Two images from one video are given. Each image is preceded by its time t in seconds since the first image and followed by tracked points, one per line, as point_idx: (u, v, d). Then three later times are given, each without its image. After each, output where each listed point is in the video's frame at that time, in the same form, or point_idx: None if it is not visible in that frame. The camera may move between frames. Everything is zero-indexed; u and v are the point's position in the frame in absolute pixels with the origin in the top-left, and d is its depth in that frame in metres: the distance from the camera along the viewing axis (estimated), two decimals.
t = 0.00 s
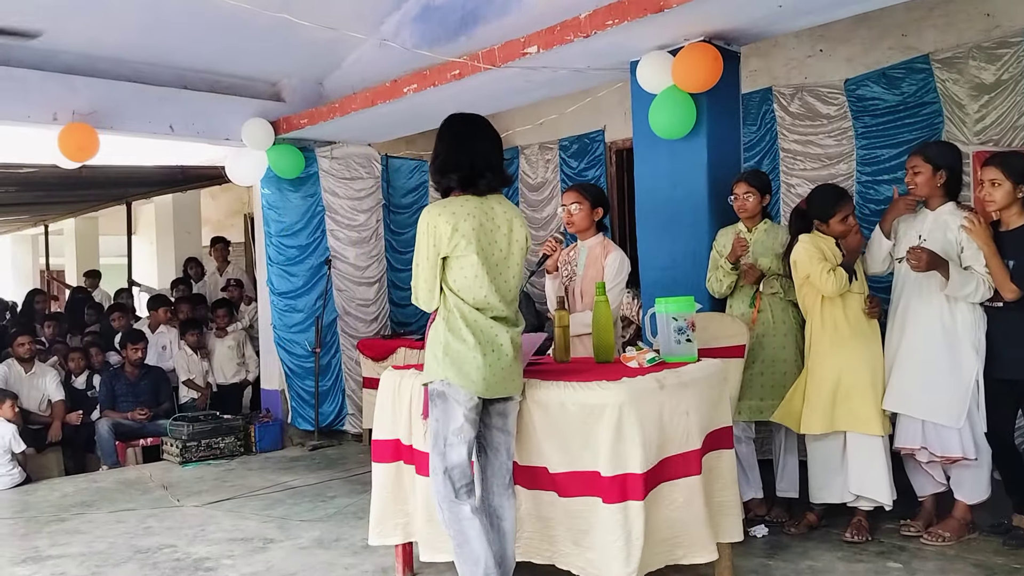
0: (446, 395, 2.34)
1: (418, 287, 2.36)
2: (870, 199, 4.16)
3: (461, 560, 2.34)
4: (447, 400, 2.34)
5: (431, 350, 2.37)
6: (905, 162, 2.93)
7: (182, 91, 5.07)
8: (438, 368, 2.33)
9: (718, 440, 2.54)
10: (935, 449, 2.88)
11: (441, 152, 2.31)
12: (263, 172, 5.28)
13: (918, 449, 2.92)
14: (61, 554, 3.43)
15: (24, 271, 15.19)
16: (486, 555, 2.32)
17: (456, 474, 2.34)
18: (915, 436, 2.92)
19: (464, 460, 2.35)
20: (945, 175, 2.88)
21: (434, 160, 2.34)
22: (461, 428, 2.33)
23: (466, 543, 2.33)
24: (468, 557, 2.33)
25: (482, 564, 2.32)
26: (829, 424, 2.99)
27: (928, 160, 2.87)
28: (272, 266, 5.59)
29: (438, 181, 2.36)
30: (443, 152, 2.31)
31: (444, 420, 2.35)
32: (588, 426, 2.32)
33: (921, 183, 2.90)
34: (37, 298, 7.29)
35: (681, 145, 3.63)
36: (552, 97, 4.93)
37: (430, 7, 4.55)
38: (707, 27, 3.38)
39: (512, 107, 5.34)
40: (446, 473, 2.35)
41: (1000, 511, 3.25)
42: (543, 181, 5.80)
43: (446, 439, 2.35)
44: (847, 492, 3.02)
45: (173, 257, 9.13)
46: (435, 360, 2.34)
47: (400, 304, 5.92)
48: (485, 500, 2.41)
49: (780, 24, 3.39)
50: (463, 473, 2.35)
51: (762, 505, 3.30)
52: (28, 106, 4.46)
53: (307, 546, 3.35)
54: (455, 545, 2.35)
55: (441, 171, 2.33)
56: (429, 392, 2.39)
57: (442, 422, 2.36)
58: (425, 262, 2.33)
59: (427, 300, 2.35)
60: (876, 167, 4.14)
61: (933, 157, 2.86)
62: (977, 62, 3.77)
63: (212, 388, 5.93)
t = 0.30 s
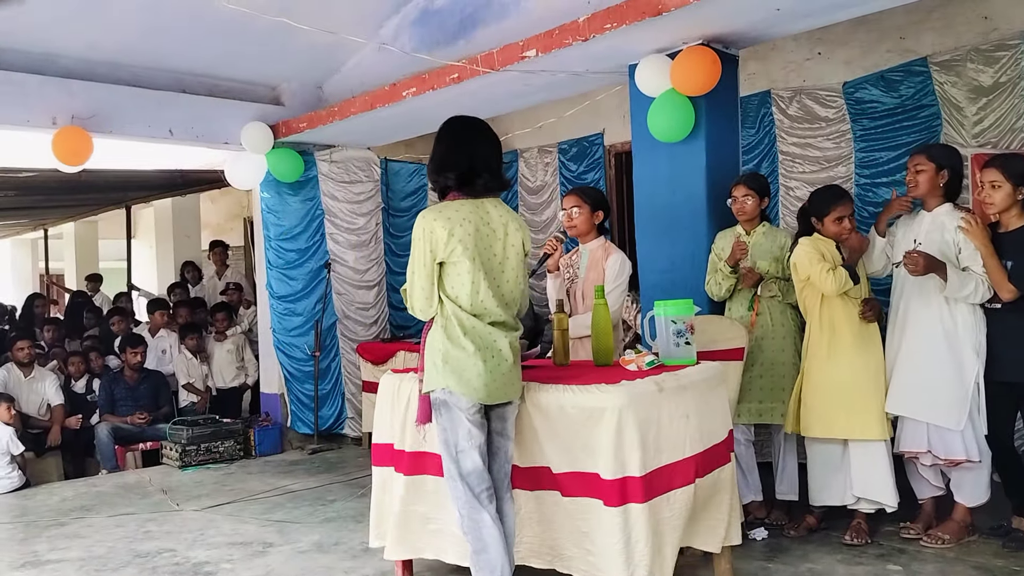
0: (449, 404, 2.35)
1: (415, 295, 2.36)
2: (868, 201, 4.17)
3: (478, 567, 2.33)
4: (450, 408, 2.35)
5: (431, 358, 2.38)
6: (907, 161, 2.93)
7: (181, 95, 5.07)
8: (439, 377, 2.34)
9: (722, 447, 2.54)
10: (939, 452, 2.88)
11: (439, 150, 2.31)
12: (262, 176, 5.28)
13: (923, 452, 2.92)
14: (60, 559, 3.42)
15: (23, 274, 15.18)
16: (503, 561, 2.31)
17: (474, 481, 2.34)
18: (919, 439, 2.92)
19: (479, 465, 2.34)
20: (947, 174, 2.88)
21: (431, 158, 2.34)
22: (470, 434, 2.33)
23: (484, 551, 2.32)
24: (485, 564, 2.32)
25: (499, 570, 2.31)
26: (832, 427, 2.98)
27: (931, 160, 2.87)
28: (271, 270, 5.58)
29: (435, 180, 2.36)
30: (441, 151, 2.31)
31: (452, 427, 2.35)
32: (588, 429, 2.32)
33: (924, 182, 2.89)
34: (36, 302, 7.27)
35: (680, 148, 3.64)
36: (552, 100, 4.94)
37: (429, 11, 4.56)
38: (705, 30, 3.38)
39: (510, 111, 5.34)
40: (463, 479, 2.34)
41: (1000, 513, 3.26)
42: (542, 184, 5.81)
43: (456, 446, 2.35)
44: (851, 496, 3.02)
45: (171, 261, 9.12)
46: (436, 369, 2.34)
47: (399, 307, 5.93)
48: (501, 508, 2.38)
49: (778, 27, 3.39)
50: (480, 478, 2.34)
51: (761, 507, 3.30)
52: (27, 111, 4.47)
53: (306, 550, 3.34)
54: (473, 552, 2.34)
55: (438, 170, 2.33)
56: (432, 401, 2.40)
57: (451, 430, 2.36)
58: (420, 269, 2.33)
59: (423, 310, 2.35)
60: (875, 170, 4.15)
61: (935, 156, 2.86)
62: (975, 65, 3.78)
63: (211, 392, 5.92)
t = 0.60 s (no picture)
0: (452, 407, 2.35)
1: (413, 299, 2.35)
2: (867, 201, 4.17)
3: (485, 570, 2.32)
4: (453, 411, 2.35)
5: (431, 362, 2.37)
6: (909, 161, 2.92)
7: (179, 96, 5.07)
8: (441, 381, 2.34)
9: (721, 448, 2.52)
10: (940, 451, 2.88)
11: (431, 148, 2.31)
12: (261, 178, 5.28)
13: (923, 451, 2.92)
14: (59, 561, 3.42)
15: (21, 276, 15.16)
16: (511, 563, 2.30)
17: (484, 483, 2.33)
18: (920, 439, 2.92)
19: (486, 468, 2.34)
20: (951, 174, 2.88)
21: (424, 156, 2.33)
22: (476, 437, 2.33)
23: (492, 553, 2.31)
24: (493, 567, 2.31)
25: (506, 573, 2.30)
26: (834, 427, 2.98)
27: (934, 160, 2.86)
28: (270, 271, 5.57)
29: (427, 177, 2.34)
30: (434, 148, 2.30)
31: (457, 429, 2.35)
32: (587, 430, 2.31)
33: (927, 183, 2.89)
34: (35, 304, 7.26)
35: (678, 148, 3.64)
36: (551, 100, 4.94)
37: (427, 11, 4.56)
38: (703, 29, 3.38)
39: (509, 111, 5.33)
40: (473, 482, 2.34)
41: (1001, 511, 3.25)
42: (541, 185, 5.80)
43: (463, 448, 2.35)
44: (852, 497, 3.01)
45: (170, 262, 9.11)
46: (437, 373, 2.34)
47: (397, 308, 5.94)
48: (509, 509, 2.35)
49: (777, 26, 3.39)
50: (489, 481, 2.33)
51: (761, 507, 3.29)
52: (26, 113, 4.47)
53: (306, 551, 3.34)
54: (482, 555, 2.32)
55: (431, 167, 2.32)
56: (436, 405, 2.39)
57: (456, 432, 2.36)
58: (418, 273, 2.32)
59: (421, 315, 2.35)
60: (874, 169, 4.14)
61: (938, 156, 2.85)
62: (974, 63, 3.77)
63: (211, 394, 5.92)
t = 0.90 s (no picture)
0: (457, 405, 2.34)
1: (419, 297, 2.34)
2: (872, 196, 4.15)
3: (490, 568, 2.32)
4: (459, 409, 2.34)
5: (437, 360, 2.37)
6: (912, 157, 2.91)
7: (182, 95, 5.07)
8: (447, 379, 2.33)
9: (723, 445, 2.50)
10: (942, 446, 2.86)
11: (435, 144, 2.30)
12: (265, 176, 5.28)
13: (923, 447, 2.91)
14: (64, 559, 3.42)
15: (27, 275, 15.20)
16: (517, 560, 2.30)
17: (490, 482, 2.32)
18: (919, 434, 2.91)
19: (492, 467, 2.33)
20: (955, 169, 2.87)
21: (427, 153, 2.32)
22: (483, 435, 2.32)
23: (498, 551, 2.31)
24: (498, 565, 2.31)
25: (511, 571, 2.30)
26: (837, 422, 2.97)
27: (936, 157, 2.85)
28: (274, 269, 5.59)
29: (431, 175, 2.34)
30: (438, 144, 2.29)
31: (463, 427, 2.34)
32: (590, 427, 2.32)
33: (931, 180, 2.88)
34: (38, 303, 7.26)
35: (681, 145, 3.63)
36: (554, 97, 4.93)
37: (429, 8, 4.55)
38: (706, 25, 3.37)
39: (512, 108, 5.33)
40: (479, 479, 2.33)
41: (1007, 506, 3.25)
42: (543, 182, 5.80)
43: (469, 446, 2.34)
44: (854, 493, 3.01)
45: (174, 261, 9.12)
46: (443, 370, 2.34)
47: (400, 306, 5.89)
48: (514, 507, 2.35)
49: (780, 21, 3.38)
50: (495, 478, 2.33)
51: (764, 503, 3.28)
52: (29, 112, 4.47)
53: (310, 549, 3.34)
54: (487, 552, 2.32)
55: (435, 164, 2.31)
56: (441, 403, 2.38)
57: (461, 429, 2.35)
58: (424, 271, 2.31)
59: (426, 313, 2.35)
60: (878, 164, 4.14)
61: (941, 153, 2.84)
62: (978, 58, 3.76)
63: (215, 392, 5.94)
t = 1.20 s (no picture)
0: (460, 402, 2.35)
1: (422, 296, 2.36)
2: (876, 192, 4.15)
3: (494, 565, 2.33)
4: (461, 406, 2.35)
5: (440, 357, 2.38)
6: (916, 154, 2.90)
7: (186, 91, 5.07)
8: (450, 377, 2.34)
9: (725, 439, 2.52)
10: (947, 443, 2.86)
11: (436, 141, 2.30)
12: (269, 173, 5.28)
13: (929, 444, 2.91)
14: (69, 554, 3.44)
15: (32, 272, 15.26)
16: (519, 558, 2.30)
17: (493, 479, 2.33)
18: (925, 431, 2.91)
19: (496, 464, 2.33)
20: (960, 166, 2.86)
21: (430, 150, 2.33)
22: (486, 432, 2.32)
23: (501, 549, 2.31)
24: (501, 563, 2.31)
25: (514, 569, 2.30)
26: (841, 419, 2.96)
27: (940, 154, 2.85)
28: (278, 266, 5.60)
29: (434, 171, 2.34)
30: (441, 140, 2.29)
31: (466, 424, 2.35)
32: (594, 423, 2.31)
33: (936, 177, 2.87)
34: (43, 300, 7.28)
35: (686, 141, 3.62)
36: (558, 93, 4.93)
37: (433, 5, 4.55)
38: (710, 21, 3.36)
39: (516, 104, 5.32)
40: (482, 476, 2.34)
41: (1011, 504, 3.24)
42: (547, 178, 5.80)
43: (473, 444, 2.34)
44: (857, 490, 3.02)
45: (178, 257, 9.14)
46: (446, 368, 2.34)
47: (405, 303, 5.93)
48: (517, 505, 2.35)
49: (784, 17, 3.37)
50: (498, 476, 2.33)
51: (768, 500, 3.28)
52: (34, 109, 4.48)
53: (315, 544, 3.35)
54: (490, 550, 2.33)
55: (436, 160, 2.32)
56: (445, 400, 2.39)
57: (464, 426, 2.36)
58: (426, 270, 2.32)
59: (431, 311, 2.36)
60: (883, 161, 4.13)
61: (946, 150, 2.84)
62: (983, 54, 3.75)
63: (220, 389, 5.95)
